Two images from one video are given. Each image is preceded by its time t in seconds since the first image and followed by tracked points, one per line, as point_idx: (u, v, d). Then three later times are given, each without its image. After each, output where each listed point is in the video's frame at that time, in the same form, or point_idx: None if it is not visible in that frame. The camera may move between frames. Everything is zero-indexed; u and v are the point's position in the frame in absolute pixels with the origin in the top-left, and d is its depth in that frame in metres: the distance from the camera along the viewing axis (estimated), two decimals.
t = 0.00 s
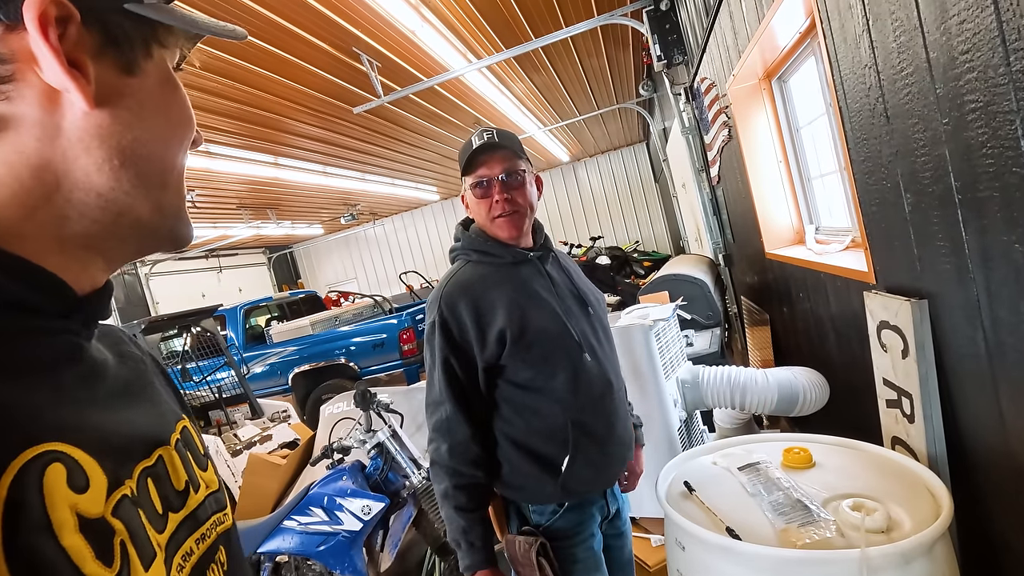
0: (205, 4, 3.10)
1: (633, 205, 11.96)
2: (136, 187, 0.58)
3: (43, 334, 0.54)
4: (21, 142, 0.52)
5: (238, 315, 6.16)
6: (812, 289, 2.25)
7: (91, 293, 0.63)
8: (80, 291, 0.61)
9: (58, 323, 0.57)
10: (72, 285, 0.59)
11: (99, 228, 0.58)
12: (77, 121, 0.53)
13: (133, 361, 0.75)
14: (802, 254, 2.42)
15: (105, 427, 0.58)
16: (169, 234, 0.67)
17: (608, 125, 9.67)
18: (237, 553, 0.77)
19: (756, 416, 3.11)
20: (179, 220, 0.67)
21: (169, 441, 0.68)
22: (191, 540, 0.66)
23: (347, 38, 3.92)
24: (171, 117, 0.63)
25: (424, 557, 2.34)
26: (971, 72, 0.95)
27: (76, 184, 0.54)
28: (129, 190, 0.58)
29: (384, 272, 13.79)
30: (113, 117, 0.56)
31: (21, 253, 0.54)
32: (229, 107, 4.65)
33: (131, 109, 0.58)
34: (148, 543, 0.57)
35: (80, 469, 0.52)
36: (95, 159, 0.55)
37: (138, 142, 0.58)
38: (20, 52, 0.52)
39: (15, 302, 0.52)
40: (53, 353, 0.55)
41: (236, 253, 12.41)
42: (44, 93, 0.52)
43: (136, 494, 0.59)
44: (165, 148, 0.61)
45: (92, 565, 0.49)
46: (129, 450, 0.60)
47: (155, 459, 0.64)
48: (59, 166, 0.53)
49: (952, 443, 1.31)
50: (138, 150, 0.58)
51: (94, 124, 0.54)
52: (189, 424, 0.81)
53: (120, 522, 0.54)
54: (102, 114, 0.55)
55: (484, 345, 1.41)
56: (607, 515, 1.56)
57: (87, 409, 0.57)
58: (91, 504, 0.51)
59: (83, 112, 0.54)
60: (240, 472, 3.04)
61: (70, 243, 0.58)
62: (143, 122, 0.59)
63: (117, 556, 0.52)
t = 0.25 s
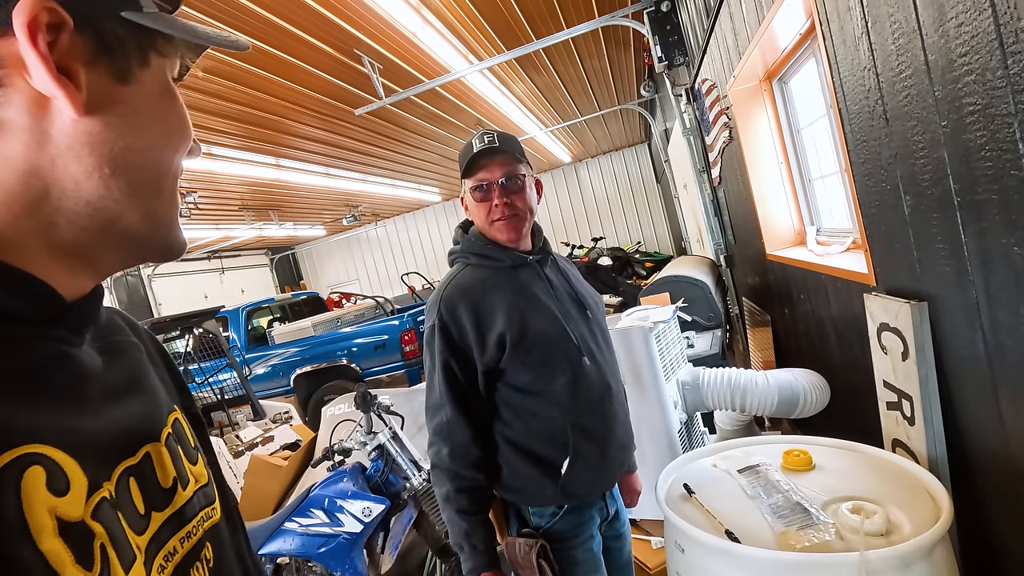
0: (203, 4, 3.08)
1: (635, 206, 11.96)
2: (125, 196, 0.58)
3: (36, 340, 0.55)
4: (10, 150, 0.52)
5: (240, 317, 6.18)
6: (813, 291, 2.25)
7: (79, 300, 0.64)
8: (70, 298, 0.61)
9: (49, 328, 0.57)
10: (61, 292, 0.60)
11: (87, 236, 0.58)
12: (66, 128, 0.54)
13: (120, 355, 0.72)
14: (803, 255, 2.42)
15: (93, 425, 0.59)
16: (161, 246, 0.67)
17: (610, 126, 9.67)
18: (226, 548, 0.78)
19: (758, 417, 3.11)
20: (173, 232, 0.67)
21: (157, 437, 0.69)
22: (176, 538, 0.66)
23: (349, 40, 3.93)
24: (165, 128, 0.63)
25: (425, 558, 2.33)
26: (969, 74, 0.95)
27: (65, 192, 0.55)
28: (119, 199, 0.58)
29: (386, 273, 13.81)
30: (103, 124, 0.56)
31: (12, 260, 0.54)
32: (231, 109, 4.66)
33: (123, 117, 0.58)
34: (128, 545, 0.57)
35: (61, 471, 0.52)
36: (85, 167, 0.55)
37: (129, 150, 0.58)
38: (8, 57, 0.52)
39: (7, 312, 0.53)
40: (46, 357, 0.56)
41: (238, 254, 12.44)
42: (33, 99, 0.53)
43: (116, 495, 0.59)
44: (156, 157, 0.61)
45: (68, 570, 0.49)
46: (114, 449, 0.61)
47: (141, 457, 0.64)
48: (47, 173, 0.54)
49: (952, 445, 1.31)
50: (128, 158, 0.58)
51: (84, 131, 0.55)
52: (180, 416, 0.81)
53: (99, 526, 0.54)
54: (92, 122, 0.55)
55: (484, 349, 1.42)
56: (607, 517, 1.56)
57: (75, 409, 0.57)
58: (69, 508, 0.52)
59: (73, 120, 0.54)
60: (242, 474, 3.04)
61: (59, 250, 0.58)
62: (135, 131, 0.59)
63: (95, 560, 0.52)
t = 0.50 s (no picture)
0: (204, 7, 3.09)
1: (637, 206, 11.95)
2: (129, 208, 0.59)
3: (45, 351, 0.55)
4: (17, 160, 0.53)
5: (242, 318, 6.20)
6: (815, 291, 2.24)
7: (87, 307, 0.64)
8: (77, 307, 0.62)
9: (58, 338, 0.57)
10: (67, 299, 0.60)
11: (91, 246, 0.59)
12: (74, 139, 0.54)
13: (122, 356, 0.72)
14: (805, 256, 2.42)
15: (94, 429, 0.59)
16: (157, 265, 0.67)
17: (611, 126, 9.67)
18: (224, 547, 0.78)
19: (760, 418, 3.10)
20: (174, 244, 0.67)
21: (156, 439, 0.69)
22: (174, 540, 0.67)
23: (350, 41, 3.94)
24: (174, 141, 0.63)
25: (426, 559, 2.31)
26: (969, 76, 0.95)
27: (70, 202, 0.55)
28: (123, 210, 0.58)
29: (388, 274, 13.82)
30: (112, 134, 0.57)
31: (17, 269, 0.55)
32: (233, 111, 4.68)
33: (132, 127, 0.58)
34: (124, 550, 0.58)
35: (58, 477, 0.53)
36: (90, 177, 0.55)
37: (136, 161, 0.58)
38: (19, 65, 0.53)
39: (19, 324, 0.53)
40: (53, 367, 0.56)
41: (240, 255, 12.47)
42: (40, 107, 0.53)
43: (113, 500, 0.59)
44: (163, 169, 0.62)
45: None
46: (112, 453, 0.61)
47: (139, 459, 0.65)
48: (51, 184, 0.54)
49: (954, 446, 1.30)
50: (135, 169, 0.58)
51: (91, 142, 0.55)
52: (178, 416, 0.82)
53: (97, 531, 0.55)
54: (101, 131, 0.56)
55: (483, 352, 1.42)
56: (608, 517, 1.56)
57: (79, 414, 0.58)
58: (66, 514, 0.52)
59: (81, 130, 0.55)
60: (244, 475, 3.04)
61: (64, 259, 0.58)
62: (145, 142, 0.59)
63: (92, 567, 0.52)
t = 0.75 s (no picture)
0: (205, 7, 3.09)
1: (638, 206, 11.93)
2: (119, 208, 0.58)
3: (35, 351, 0.54)
4: (4, 147, 0.53)
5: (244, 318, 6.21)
6: (817, 290, 2.23)
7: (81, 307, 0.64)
8: (71, 304, 0.63)
9: (47, 340, 0.57)
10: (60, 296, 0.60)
11: (79, 245, 0.58)
12: (65, 132, 0.54)
13: (117, 351, 0.71)
14: (806, 255, 2.41)
15: (82, 425, 0.59)
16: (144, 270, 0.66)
17: (613, 126, 9.67)
18: (215, 546, 0.77)
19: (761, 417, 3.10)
20: (166, 248, 0.66)
21: (146, 436, 0.68)
22: (162, 540, 0.66)
23: (351, 42, 3.94)
24: (174, 142, 0.62)
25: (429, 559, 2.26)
26: (971, 71, 0.94)
27: (57, 197, 0.55)
28: (113, 210, 0.58)
29: (390, 274, 13.83)
30: (105, 131, 0.56)
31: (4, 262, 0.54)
32: (235, 112, 4.68)
33: (127, 125, 0.58)
34: (109, 550, 0.57)
35: (42, 474, 0.52)
36: (78, 172, 0.55)
37: (129, 161, 0.58)
38: (11, 51, 0.53)
39: (10, 324, 0.53)
40: (42, 367, 0.55)
41: (242, 256, 12.49)
42: (28, 95, 0.53)
43: (99, 499, 0.59)
44: (159, 171, 0.61)
45: None
46: (99, 450, 0.60)
47: (128, 457, 0.64)
48: (37, 175, 0.54)
49: (956, 446, 1.30)
50: (128, 169, 0.58)
51: (82, 137, 0.55)
52: (173, 411, 0.81)
53: (81, 530, 0.54)
54: (93, 126, 0.55)
55: (485, 351, 1.42)
56: (607, 514, 1.56)
57: (67, 410, 0.57)
58: (50, 512, 0.52)
59: (72, 123, 0.54)
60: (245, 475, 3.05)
61: (54, 256, 0.58)
62: (141, 142, 0.59)
63: (76, 566, 0.52)
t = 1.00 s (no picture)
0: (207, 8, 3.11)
1: (640, 206, 11.91)
2: (121, 207, 0.56)
3: (29, 346, 0.55)
4: (7, 138, 0.52)
5: (246, 318, 6.23)
6: (819, 289, 2.22)
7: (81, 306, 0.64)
8: (69, 304, 0.62)
9: (38, 335, 0.56)
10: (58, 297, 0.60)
11: (76, 244, 0.56)
12: (68, 126, 0.53)
13: (113, 366, 0.71)
14: (808, 253, 2.39)
15: (76, 420, 0.58)
16: (148, 276, 0.63)
17: (614, 126, 9.66)
18: (215, 557, 0.76)
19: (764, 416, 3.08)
20: (172, 254, 0.63)
21: (143, 441, 0.68)
22: (160, 545, 0.65)
23: (353, 42, 3.95)
24: (187, 142, 0.60)
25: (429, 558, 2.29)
26: (972, 64, 0.94)
27: (56, 192, 0.53)
28: (114, 208, 0.56)
29: (391, 274, 13.84)
30: (109, 127, 0.54)
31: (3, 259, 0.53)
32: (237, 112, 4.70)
33: (134, 123, 0.56)
34: (108, 549, 0.56)
35: (43, 469, 0.52)
36: (78, 168, 0.53)
37: (132, 158, 0.56)
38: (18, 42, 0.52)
39: (7, 321, 0.53)
40: (33, 362, 0.55)
41: (245, 256, 12.52)
42: (35, 86, 0.52)
43: (98, 500, 0.58)
44: (168, 170, 0.59)
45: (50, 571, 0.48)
46: (96, 454, 0.60)
47: (125, 462, 0.64)
48: (37, 170, 0.53)
49: (959, 444, 1.28)
50: (131, 166, 0.56)
51: (86, 132, 0.53)
52: (174, 420, 0.81)
53: (81, 528, 0.53)
54: (97, 121, 0.54)
55: (495, 344, 1.39)
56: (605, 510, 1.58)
57: (60, 403, 0.57)
58: (52, 507, 0.51)
59: (75, 118, 0.53)
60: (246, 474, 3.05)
61: (49, 261, 0.57)
62: (150, 140, 0.57)
63: (77, 562, 0.51)
